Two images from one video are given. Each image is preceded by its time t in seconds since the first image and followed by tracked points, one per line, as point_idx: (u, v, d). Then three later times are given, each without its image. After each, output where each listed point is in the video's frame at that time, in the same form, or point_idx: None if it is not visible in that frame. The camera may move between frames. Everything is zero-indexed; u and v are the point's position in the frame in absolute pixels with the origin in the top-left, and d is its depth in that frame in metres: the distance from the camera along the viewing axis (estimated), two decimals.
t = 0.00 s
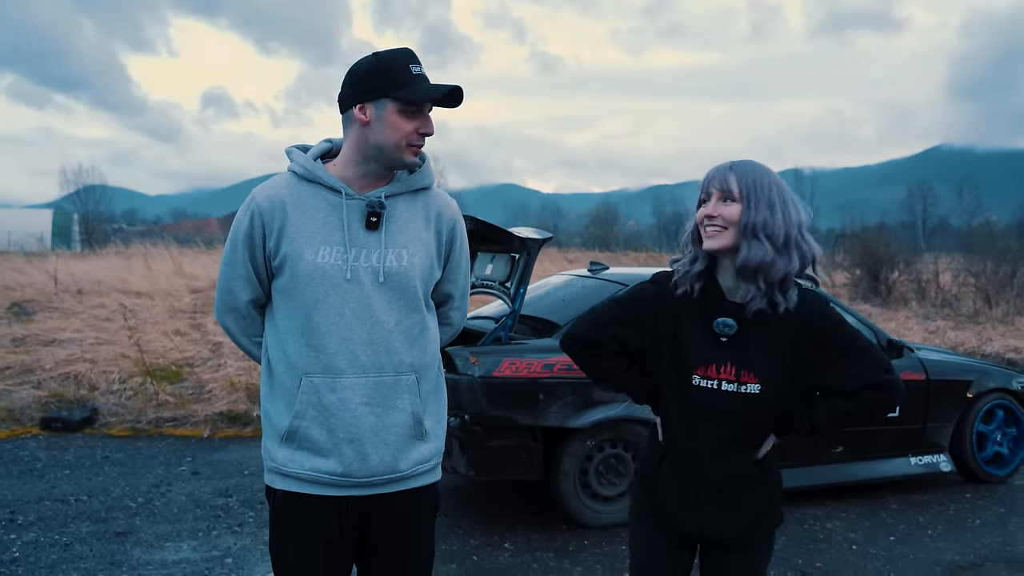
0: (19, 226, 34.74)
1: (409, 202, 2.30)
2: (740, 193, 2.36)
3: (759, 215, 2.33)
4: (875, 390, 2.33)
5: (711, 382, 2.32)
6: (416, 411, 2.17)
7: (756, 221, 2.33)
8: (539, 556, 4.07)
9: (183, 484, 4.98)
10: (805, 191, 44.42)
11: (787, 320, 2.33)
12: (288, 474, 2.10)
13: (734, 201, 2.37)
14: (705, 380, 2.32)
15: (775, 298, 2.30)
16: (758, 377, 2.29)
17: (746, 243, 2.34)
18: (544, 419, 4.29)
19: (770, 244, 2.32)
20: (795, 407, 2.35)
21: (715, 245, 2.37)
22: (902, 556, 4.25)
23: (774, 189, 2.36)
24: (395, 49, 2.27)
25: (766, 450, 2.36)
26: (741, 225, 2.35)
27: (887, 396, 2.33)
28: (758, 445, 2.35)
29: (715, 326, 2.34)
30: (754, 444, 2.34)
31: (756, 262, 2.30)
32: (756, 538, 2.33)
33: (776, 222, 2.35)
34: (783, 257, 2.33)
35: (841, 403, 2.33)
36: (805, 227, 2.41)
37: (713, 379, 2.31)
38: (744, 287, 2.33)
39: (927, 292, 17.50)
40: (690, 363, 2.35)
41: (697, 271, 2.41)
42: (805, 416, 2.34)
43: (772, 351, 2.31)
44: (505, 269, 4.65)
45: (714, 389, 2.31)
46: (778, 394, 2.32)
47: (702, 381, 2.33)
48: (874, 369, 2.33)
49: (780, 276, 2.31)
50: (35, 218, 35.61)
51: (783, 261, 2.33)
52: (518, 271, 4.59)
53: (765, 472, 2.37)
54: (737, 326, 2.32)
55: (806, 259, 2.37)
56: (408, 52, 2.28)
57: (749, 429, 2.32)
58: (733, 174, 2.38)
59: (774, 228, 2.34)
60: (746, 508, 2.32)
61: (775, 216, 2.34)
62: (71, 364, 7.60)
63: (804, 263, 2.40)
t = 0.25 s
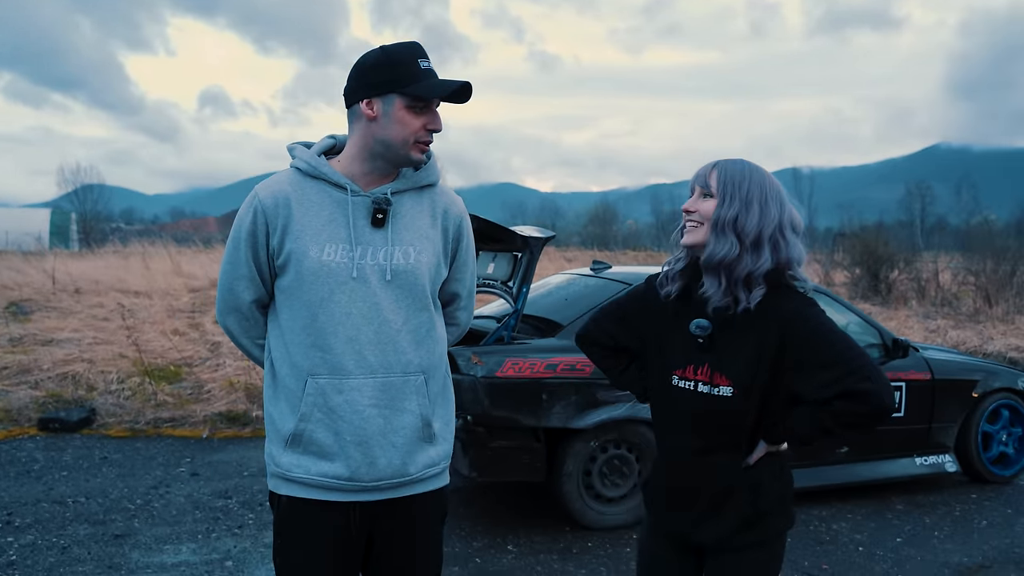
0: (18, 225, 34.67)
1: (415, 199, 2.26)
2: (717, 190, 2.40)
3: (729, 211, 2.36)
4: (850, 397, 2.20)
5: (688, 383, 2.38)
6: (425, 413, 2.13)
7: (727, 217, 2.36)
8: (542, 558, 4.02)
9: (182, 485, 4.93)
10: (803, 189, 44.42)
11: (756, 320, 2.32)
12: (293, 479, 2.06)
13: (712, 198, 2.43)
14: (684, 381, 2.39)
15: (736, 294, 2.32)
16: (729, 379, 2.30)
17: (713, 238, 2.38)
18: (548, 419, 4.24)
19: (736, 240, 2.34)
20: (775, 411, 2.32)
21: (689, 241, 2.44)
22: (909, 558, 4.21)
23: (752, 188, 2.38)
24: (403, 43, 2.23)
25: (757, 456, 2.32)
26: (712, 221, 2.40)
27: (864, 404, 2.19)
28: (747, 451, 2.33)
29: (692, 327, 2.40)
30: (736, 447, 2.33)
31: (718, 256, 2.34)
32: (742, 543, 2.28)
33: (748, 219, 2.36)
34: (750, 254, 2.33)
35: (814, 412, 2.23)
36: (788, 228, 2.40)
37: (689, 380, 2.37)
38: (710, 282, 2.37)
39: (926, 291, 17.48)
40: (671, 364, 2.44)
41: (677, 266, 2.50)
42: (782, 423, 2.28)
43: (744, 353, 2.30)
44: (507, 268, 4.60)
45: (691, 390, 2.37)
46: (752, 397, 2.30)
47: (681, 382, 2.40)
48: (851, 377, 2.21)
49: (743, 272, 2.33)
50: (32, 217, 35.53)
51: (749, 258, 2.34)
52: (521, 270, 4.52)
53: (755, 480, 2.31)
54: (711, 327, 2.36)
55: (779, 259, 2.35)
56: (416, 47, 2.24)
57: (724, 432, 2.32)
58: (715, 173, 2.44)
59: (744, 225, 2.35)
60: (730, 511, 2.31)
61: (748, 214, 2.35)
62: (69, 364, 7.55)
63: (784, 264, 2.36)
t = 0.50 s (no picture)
0: (17, 224, 34.60)
1: (427, 203, 2.19)
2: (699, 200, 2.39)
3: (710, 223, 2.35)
4: (829, 406, 2.18)
5: (678, 396, 2.38)
6: (435, 424, 2.07)
7: (708, 229, 2.35)
8: (549, 566, 3.96)
9: (183, 491, 4.86)
10: (803, 190, 44.37)
11: (737, 331, 2.31)
12: (298, 491, 2.00)
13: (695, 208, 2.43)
14: (674, 395, 2.39)
15: (718, 306, 2.32)
16: (713, 392, 2.30)
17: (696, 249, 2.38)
18: (554, 425, 4.18)
19: (718, 252, 2.33)
20: (762, 422, 2.30)
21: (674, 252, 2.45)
22: (921, 566, 4.14)
23: (731, 198, 2.37)
24: (417, 43, 2.17)
25: (756, 466, 2.31)
26: (694, 231, 2.40)
27: (844, 412, 2.16)
28: (743, 460, 2.32)
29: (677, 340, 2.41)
30: (728, 458, 2.32)
31: (700, 268, 2.33)
32: (742, 554, 2.29)
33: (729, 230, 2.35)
34: (732, 266, 2.32)
35: (794, 421, 2.22)
36: (769, 236, 2.38)
37: (679, 394, 2.38)
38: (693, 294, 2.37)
39: (928, 292, 17.43)
40: (662, 379, 2.44)
41: (665, 277, 2.52)
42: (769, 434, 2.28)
43: (727, 365, 2.30)
44: (513, 271, 4.53)
45: (681, 404, 2.37)
46: (736, 409, 2.28)
47: (670, 395, 2.40)
48: (828, 386, 2.19)
49: (725, 283, 2.32)
50: (31, 217, 35.48)
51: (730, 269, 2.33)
52: (527, 273, 4.45)
53: (753, 490, 2.30)
54: (694, 339, 2.36)
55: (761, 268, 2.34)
56: (432, 48, 2.19)
57: (714, 445, 2.32)
58: (697, 182, 2.44)
59: (725, 236, 2.34)
60: (729, 522, 2.31)
61: (729, 225, 2.34)
62: (68, 366, 7.48)
63: (766, 274, 2.34)
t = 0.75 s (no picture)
0: (16, 225, 34.54)
1: (438, 209, 2.13)
2: (688, 209, 2.33)
3: (700, 232, 2.28)
4: (837, 409, 2.12)
5: (676, 410, 2.30)
6: (445, 436, 2.00)
7: (698, 238, 2.28)
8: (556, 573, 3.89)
9: (183, 496, 4.80)
10: (803, 190, 44.33)
11: (735, 339, 2.24)
12: (303, 503, 1.93)
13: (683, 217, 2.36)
14: (671, 409, 2.32)
15: (712, 318, 2.25)
16: (714, 404, 2.23)
17: (687, 260, 2.31)
18: (561, 430, 4.11)
19: (710, 262, 2.27)
20: (766, 430, 2.24)
21: (663, 263, 2.37)
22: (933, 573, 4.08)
23: (721, 206, 2.32)
24: (432, 43, 2.11)
25: (762, 475, 2.25)
26: (684, 241, 2.33)
27: (850, 415, 2.10)
28: (749, 470, 2.26)
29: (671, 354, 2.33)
30: (733, 469, 2.26)
31: (693, 279, 2.26)
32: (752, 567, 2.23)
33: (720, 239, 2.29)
34: (724, 276, 2.26)
35: (800, 427, 2.16)
36: (759, 245, 2.33)
37: (676, 407, 2.30)
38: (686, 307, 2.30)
39: (930, 293, 17.38)
40: (657, 394, 2.36)
41: (653, 289, 2.44)
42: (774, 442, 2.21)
43: (726, 374, 2.23)
44: (519, 274, 4.47)
45: (681, 417, 2.29)
46: (738, 419, 2.22)
47: (668, 410, 2.32)
48: (833, 390, 2.13)
49: (719, 294, 2.25)
50: (30, 218, 35.42)
51: (724, 280, 2.26)
52: (533, 276, 4.39)
53: (761, 499, 2.24)
54: (689, 352, 2.30)
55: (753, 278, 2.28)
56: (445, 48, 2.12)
57: (718, 456, 2.26)
58: (684, 191, 2.38)
59: (716, 246, 2.27)
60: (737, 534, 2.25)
61: (720, 234, 2.28)
62: (67, 369, 7.42)
63: (758, 282, 2.29)
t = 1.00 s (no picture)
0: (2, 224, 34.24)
1: (436, 209, 2.08)
2: (682, 216, 2.24)
3: (702, 238, 2.20)
4: (854, 403, 2.09)
5: (675, 424, 2.23)
6: (441, 442, 1.94)
7: (698, 245, 2.20)
8: None
9: (173, 500, 4.72)
10: (792, 191, 44.44)
11: (740, 345, 2.19)
12: (295, 510, 1.87)
13: (676, 225, 2.26)
14: (670, 423, 2.24)
15: (720, 327, 2.17)
16: (721, 411, 2.18)
17: (689, 268, 2.21)
18: (557, 433, 4.06)
19: (714, 269, 2.20)
20: (772, 430, 2.21)
21: (658, 274, 2.26)
22: None
23: (713, 211, 2.26)
24: (430, 40, 2.05)
25: (763, 475, 2.21)
26: (684, 249, 2.23)
27: (865, 407, 2.08)
28: (751, 471, 2.23)
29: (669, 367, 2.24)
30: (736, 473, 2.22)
31: (700, 287, 2.17)
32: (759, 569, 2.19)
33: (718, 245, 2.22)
34: (727, 282, 2.20)
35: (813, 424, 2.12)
36: (747, 249, 2.30)
37: (676, 421, 2.23)
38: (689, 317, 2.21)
39: (919, 294, 17.43)
40: (653, 408, 2.28)
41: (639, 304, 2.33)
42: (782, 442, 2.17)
43: (731, 381, 2.18)
44: (514, 275, 4.41)
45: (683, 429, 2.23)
46: (745, 424, 2.19)
47: (667, 425, 2.25)
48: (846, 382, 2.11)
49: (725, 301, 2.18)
50: (16, 217, 35.13)
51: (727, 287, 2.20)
52: (528, 277, 4.33)
53: (766, 498, 2.22)
54: (690, 364, 2.21)
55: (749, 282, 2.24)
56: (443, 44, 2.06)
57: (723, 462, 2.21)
58: (672, 197, 2.29)
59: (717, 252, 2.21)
60: (738, 535, 2.20)
61: (720, 240, 2.22)
62: (54, 371, 7.31)
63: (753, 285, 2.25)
